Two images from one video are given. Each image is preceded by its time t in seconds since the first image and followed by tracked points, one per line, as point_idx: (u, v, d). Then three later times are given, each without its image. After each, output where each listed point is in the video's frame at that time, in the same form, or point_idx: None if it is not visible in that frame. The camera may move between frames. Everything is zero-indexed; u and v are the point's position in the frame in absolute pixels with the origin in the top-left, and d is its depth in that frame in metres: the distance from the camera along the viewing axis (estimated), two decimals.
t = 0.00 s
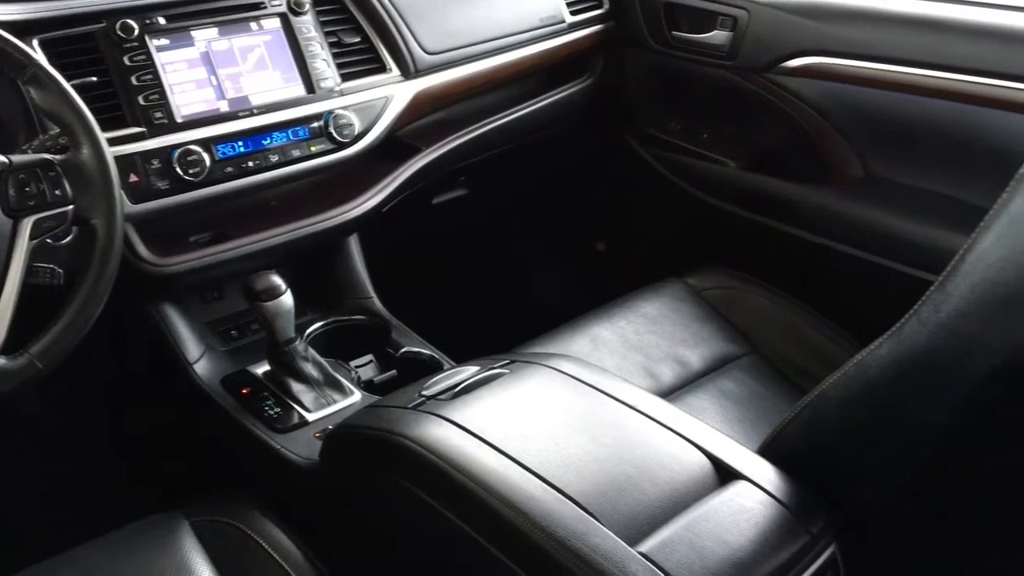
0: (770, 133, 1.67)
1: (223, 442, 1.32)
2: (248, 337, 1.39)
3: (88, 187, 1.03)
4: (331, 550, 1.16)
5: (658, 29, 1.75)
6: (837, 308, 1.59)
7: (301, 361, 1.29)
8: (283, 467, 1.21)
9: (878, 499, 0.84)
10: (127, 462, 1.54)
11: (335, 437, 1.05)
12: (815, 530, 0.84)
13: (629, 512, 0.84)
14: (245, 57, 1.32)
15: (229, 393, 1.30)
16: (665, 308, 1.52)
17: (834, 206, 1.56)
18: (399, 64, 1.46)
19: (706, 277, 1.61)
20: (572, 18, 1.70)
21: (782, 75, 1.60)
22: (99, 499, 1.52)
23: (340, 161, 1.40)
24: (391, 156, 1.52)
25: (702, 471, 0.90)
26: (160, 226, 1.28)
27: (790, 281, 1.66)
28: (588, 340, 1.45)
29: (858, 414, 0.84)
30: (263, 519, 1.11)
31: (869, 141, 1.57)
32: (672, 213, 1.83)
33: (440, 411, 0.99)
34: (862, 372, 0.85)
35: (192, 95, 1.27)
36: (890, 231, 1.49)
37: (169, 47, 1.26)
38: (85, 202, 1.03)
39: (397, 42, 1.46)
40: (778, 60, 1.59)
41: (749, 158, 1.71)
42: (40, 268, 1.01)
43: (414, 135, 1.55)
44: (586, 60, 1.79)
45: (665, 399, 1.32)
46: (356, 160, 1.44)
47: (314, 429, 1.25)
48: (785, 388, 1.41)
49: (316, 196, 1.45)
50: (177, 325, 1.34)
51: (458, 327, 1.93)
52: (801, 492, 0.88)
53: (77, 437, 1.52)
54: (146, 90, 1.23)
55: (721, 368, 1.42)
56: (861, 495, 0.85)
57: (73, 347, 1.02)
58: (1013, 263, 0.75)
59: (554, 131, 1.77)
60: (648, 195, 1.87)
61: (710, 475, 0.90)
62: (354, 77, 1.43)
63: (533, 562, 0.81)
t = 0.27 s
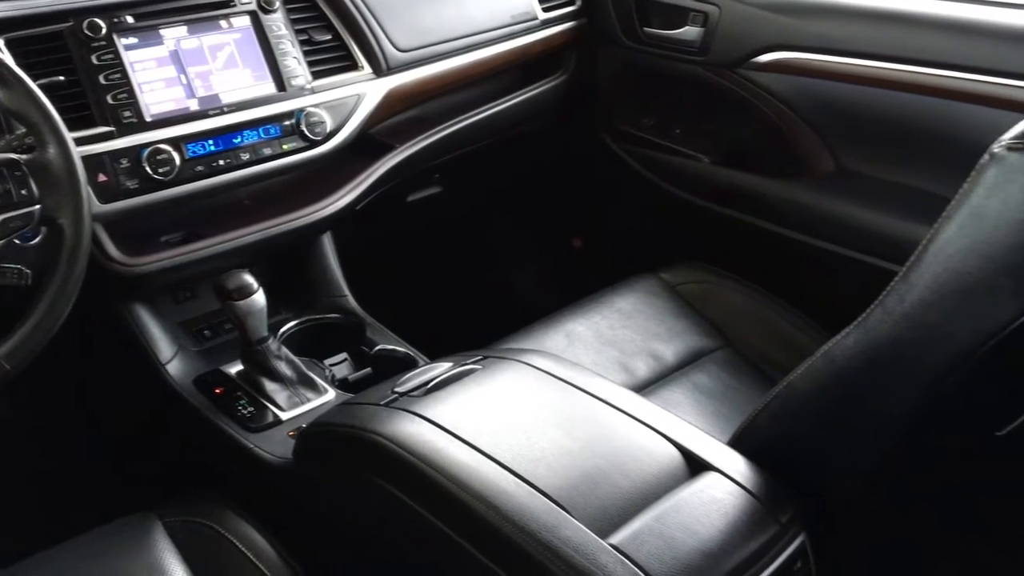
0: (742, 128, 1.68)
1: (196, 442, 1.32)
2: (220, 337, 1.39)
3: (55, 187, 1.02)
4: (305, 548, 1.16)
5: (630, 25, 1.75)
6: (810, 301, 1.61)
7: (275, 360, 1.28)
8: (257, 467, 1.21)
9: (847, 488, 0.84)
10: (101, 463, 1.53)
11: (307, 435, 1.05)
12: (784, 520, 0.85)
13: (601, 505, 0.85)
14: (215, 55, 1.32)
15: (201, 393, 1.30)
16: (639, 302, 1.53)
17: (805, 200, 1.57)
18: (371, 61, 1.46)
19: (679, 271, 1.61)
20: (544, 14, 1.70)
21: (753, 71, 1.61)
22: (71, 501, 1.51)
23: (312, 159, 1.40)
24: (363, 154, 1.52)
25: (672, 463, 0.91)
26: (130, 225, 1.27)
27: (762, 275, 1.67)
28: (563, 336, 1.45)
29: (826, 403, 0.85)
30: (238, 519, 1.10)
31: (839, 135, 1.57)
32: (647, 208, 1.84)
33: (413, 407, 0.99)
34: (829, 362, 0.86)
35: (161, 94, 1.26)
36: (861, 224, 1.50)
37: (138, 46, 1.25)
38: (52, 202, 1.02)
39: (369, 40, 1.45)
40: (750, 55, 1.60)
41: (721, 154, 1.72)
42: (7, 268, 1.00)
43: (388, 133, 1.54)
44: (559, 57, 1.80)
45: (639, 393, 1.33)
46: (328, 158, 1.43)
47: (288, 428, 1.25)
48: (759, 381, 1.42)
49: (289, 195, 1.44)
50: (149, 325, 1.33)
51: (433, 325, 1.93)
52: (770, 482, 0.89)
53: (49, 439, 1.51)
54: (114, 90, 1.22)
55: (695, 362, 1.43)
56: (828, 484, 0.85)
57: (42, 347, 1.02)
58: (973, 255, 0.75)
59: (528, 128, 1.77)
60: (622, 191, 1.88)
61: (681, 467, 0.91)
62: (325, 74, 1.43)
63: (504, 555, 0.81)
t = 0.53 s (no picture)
0: (716, 126, 1.68)
1: (171, 445, 1.31)
2: (193, 340, 1.39)
3: (23, 188, 1.02)
4: (281, 550, 1.16)
5: (604, 24, 1.76)
6: (784, 297, 1.62)
7: (249, 362, 1.29)
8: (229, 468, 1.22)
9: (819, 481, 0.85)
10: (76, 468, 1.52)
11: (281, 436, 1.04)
12: (756, 515, 0.85)
13: (574, 502, 0.85)
14: (185, 56, 1.31)
15: (174, 396, 1.30)
16: (615, 300, 1.53)
17: (779, 197, 1.58)
18: (344, 61, 1.45)
19: (655, 269, 1.62)
20: (517, 14, 1.70)
21: (725, 69, 1.62)
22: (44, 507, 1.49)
23: (285, 159, 1.39)
24: (338, 154, 1.51)
25: (644, 459, 0.92)
26: (101, 227, 1.26)
27: (737, 271, 1.68)
28: (539, 335, 1.45)
29: (797, 397, 0.86)
30: (213, 524, 1.10)
31: (811, 132, 1.58)
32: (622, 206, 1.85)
33: (386, 407, 0.98)
34: (798, 357, 0.86)
35: (131, 96, 1.25)
36: (834, 220, 1.51)
37: (107, 47, 1.25)
38: (20, 203, 1.01)
39: (341, 40, 1.45)
40: (722, 53, 1.61)
41: (695, 152, 1.73)
42: None
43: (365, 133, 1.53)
44: (533, 56, 1.80)
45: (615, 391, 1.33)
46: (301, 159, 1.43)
47: (262, 430, 1.26)
48: (735, 377, 1.43)
49: (262, 195, 1.44)
50: (121, 327, 1.32)
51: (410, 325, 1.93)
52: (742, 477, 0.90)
53: (21, 445, 1.50)
54: (83, 91, 1.21)
55: (671, 359, 1.43)
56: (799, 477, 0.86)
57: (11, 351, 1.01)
58: (937, 249, 0.75)
59: (504, 128, 1.77)
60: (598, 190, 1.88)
61: (654, 463, 0.91)
62: (297, 75, 1.42)
63: (478, 554, 0.81)
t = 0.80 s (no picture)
0: (691, 125, 1.69)
1: (147, 450, 1.31)
2: (169, 345, 1.38)
3: None
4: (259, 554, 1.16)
5: (579, 24, 1.76)
6: (761, 295, 1.63)
7: (224, 366, 1.29)
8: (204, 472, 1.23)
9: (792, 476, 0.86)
10: (51, 475, 1.51)
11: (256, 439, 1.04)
12: (729, 511, 0.86)
13: (550, 502, 0.85)
14: (158, 60, 1.30)
15: (150, 401, 1.30)
16: (592, 300, 1.54)
17: (754, 196, 1.59)
18: (318, 63, 1.45)
19: (632, 268, 1.62)
20: (493, 15, 1.70)
21: (700, 68, 1.63)
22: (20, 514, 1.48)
23: (259, 162, 1.39)
24: (313, 157, 1.51)
25: (620, 458, 0.92)
26: (74, 232, 1.25)
27: (713, 270, 1.69)
28: (517, 335, 1.46)
29: (770, 393, 0.86)
30: (189, 527, 1.09)
31: (785, 130, 1.59)
32: (599, 206, 1.85)
33: (362, 409, 0.98)
34: (771, 354, 0.87)
35: (102, 99, 1.24)
36: (808, 218, 1.52)
37: (78, 51, 1.24)
38: None
39: (315, 42, 1.45)
40: (697, 53, 1.62)
41: (671, 151, 1.74)
42: None
43: (339, 135, 1.53)
44: (509, 57, 1.80)
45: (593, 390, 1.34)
46: (276, 161, 1.43)
47: (238, 433, 1.27)
48: (712, 375, 1.43)
49: (237, 199, 1.43)
50: (95, 333, 1.32)
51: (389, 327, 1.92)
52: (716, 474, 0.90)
53: None
54: (54, 95, 1.21)
55: (648, 358, 1.44)
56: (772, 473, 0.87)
57: None
58: (905, 246, 0.75)
59: (480, 129, 1.77)
60: (575, 190, 1.89)
61: (628, 461, 0.92)
62: (271, 77, 1.42)
63: (454, 554, 0.81)
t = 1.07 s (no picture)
0: (667, 124, 1.70)
1: (123, 455, 1.31)
2: (144, 349, 1.37)
3: None
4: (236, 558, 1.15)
5: (554, 24, 1.77)
6: (738, 292, 1.63)
7: (199, 369, 1.29)
8: (180, 475, 1.22)
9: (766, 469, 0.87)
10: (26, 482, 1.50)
11: (232, 442, 1.03)
12: (703, 507, 0.86)
13: (525, 500, 0.85)
14: (130, 62, 1.30)
15: (124, 406, 1.30)
16: (569, 299, 1.54)
17: (730, 194, 1.60)
18: (292, 65, 1.45)
19: (609, 267, 1.63)
20: (468, 15, 1.70)
21: (675, 67, 1.63)
22: None
23: (233, 164, 1.38)
24: (288, 159, 1.51)
25: (595, 455, 0.92)
26: (46, 236, 1.25)
27: (690, 268, 1.69)
28: (495, 335, 1.46)
29: (744, 389, 0.87)
30: (165, 531, 1.09)
31: (758, 128, 1.60)
32: (577, 206, 1.85)
33: (337, 411, 0.98)
34: (743, 350, 0.87)
35: (74, 102, 1.23)
36: (783, 215, 1.53)
37: (49, 54, 1.23)
38: None
39: (289, 44, 1.44)
40: (672, 52, 1.62)
41: (647, 150, 1.74)
42: None
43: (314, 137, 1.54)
44: (485, 57, 1.79)
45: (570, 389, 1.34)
46: (250, 163, 1.42)
47: (214, 437, 1.26)
48: (689, 373, 1.44)
49: (212, 201, 1.43)
50: (69, 338, 1.32)
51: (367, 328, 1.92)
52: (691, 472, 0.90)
53: None
54: (24, 99, 1.20)
55: (625, 356, 1.44)
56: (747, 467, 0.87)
57: None
58: (873, 241, 0.76)
59: (456, 129, 1.77)
60: (552, 189, 1.89)
61: (604, 458, 0.92)
62: (245, 79, 1.41)
63: (430, 554, 0.81)
